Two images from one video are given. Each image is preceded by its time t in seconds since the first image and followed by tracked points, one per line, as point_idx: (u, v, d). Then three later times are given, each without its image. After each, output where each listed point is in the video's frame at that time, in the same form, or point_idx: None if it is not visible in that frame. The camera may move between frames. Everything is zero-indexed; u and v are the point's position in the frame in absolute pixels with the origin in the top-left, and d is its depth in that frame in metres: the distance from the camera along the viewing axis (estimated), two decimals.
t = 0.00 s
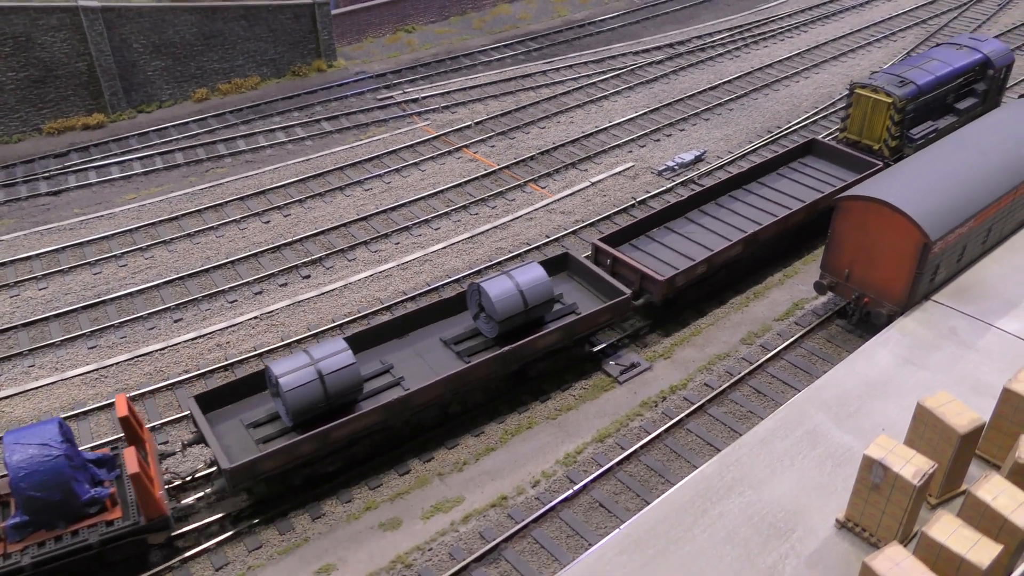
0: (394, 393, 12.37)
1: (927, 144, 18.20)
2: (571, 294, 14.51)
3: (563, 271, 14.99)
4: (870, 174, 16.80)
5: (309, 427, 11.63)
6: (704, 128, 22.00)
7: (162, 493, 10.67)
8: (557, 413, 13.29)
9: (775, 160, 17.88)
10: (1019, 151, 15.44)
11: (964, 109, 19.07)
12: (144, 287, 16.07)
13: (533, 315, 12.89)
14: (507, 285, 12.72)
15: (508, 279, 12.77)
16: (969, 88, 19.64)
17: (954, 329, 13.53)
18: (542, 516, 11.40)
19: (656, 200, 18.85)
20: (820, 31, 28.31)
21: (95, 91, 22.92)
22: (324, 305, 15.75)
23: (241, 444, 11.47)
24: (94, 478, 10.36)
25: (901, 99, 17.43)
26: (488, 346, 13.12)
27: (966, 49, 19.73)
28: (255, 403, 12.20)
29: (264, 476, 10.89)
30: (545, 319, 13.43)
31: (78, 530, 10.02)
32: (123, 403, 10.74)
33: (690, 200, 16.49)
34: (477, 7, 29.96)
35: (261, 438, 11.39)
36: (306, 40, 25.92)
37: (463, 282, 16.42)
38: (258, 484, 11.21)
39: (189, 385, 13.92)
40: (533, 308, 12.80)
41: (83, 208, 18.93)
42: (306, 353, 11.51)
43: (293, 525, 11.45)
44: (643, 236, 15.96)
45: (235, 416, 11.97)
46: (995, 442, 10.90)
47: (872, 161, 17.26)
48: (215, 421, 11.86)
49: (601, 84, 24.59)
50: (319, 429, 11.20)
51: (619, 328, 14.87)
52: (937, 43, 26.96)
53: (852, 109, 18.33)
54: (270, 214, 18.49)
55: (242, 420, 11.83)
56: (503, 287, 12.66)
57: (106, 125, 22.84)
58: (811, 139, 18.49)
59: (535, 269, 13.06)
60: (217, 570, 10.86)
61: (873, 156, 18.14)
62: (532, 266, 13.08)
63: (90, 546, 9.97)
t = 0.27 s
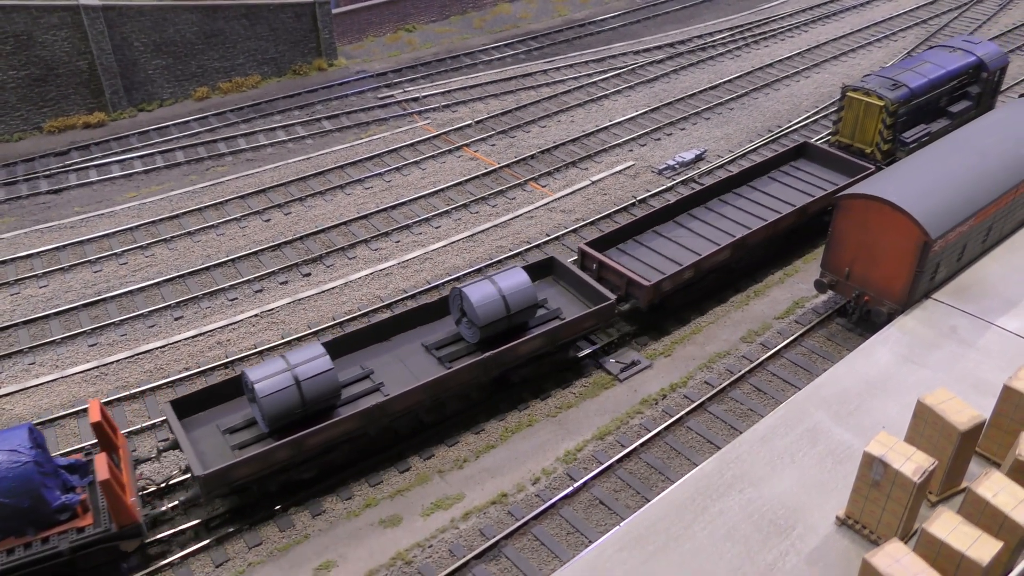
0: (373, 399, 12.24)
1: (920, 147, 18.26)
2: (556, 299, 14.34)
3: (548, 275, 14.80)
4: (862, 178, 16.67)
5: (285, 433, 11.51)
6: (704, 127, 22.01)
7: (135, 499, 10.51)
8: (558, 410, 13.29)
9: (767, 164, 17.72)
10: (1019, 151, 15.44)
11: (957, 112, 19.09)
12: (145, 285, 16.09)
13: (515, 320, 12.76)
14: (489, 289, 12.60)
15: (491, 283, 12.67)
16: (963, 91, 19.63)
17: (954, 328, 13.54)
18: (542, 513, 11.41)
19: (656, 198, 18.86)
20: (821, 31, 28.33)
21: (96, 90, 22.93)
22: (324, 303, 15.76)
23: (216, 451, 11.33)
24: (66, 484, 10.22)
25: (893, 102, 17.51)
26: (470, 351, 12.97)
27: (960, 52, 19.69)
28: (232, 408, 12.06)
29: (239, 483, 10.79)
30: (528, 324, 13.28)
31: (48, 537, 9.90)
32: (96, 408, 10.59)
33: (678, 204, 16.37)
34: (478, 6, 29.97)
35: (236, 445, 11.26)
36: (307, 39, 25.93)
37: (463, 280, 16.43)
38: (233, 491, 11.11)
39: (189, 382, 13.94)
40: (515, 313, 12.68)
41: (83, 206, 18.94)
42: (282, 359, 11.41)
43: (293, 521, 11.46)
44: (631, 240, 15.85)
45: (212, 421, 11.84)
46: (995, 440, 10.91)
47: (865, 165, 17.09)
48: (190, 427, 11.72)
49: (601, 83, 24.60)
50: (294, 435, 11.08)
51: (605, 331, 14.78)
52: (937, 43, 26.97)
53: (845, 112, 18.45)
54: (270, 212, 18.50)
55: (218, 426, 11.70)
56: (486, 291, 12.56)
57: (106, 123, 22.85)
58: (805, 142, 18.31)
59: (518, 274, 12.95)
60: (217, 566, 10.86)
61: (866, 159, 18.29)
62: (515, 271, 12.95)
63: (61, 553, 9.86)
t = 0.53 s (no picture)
0: (348, 407, 12.14)
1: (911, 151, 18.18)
2: (536, 306, 14.27)
3: (530, 282, 14.76)
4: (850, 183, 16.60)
5: (257, 442, 11.41)
6: (705, 126, 21.99)
7: (101, 509, 10.49)
8: (558, 409, 13.28)
9: (755, 168, 17.64)
10: (1019, 150, 15.41)
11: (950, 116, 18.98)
12: (145, 284, 16.08)
13: (493, 328, 12.62)
14: (467, 296, 12.47)
15: (469, 290, 12.54)
16: (955, 94, 19.45)
17: (955, 326, 13.52)
18: (542, 512, 11.39)
19: (657, 197, 18.86)
20: (821, 30, 28.31)
21: (96, 89, 22.92)
22: (324, 301, 15.75)
23: (186, 460, 11.26)
24: (31, 493, 10.19)
25: (883, 106, 17.39)
26: (448, 358, 12.85)
27: (952, 55, 19.52)
28: (204, 416, 12.01)
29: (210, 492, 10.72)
30: (507, 331, 13.10)
31: (11, 547, 9.88)
32: (64, 417, 10.44)
33: (664, 209, 16.32)
34: (478, 5, 29.94)
35: (207, 453, 11.18)
36: (307, 38, 25.91)
37: (463, 278, 16.42)
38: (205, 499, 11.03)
39: (189, 381, 13.93)
40: (493, 321, 12.53)
41: (83, 204, 18.93)
42: (254, 367, 11.31)
43: (293, 520, 11.45)
44: (616, 245, 15.80)
45: (185, 428, 11.78)
46: (996, 438, 10.88)
47: (854, 170, 17.00)
48: (162, 435, 11.67)
49: (601, 82, 24.58)
50: (265, 444, 10.96)
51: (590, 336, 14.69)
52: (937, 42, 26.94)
53: (835, 115, 18.35)
54: (270, 210, 18.49)
55: (189, 434, 11.64)
56: (464, 299, 12.43)
57: (106, 122, 22.83)
58: (794, 146, 18.23)
59: (497, 281, 12.78)
60: (216, 564, 10.84)
61: (857, 163, 18.24)
62: (494, 277, 12.80)
63: (23, 564, 9.86)
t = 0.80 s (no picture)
0: (324, 417, 12.00)
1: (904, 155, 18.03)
2: (518, 314, 14.04)
3: (513, 289, 14.47)
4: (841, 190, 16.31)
5: (229, 454, 11.21)
6: (706, 126, 21.97)
7: (68, 522, 10.37)
8: (560, 409, 13.26)
9: (745, 173, 17.39)
10: (1020, 150, 15.37)
11: (943, 120, 18.82)
12: (146, 284, 16.07)
13: (473, 337, 12.43)
14: (445, 305, 12.31)
15: (447, 299, 12.36)
16: (948, 98, 19.30)
17: (957, 326, 13.49)
18: (544, 512, 11.38)
19: (658, 197, 18.84)
20: (823, 30, 28.27)
21: (97, 89, 22.91)
22: (326, 301, 15.74)
23: (157, 471, 11.07)
24: None
25: (875, 110, 17.23)
26: (426, 368, 12.69)
27: (945, 58, 19.39)
28: (178, 426, 11.81)
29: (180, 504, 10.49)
30: (487, 340, 12.93)
31: None
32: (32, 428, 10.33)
33: (651, 216, 16.03)
34: (479, 5, 29.91)
35: (179, 464, 11.00)
36: (308, 38, 25.90)
37: (465, 278, 16.40)
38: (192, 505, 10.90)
39: (190, 381, 13.92)
40: (473, 330, 12.35)
41: (85, 205, 18.92)
42: (227, 376, 11.11)
43: (295, 520, 11.44)
44: (602, 252, 15.52)
45: (156, 439, 11.58)
46: (999, 438, 10.86)
47: (845, 175, 16.74)
48: (133, 445, 11.47)
49: (603, 82, 24.56)
50: (237, 456, 10.80)
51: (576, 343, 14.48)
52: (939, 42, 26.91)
53: (825, 120, 18.19)
54: (272, 210, 18.48)
55: (162, 444, 11.44)
56: (442, 307, 12.28)
57: (108, 122, 22.83)
58: (785, 150, 17.97)
59: (477, 290, 12.59)
60: (219, 565, 10.84)
61: (847, 168, 18.06)
62: (474, 287, 12.60)
63: None
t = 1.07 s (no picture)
0: (302, 428, 11.74)
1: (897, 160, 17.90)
2: (504, 322, 13.79)
3: (499, 297, 14.26)
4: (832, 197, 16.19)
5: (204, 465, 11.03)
6: (707, 126, 21.96)
7: (39, 534, 10.33)
8: (561, 410, 13.25)
9: (736, 178, 17.22)
10: (1021, 150, 15.35)
11: (936, 124, 18.68)
12: (146, 285, 16.05)
13: (454, 346, 12.22)
14: (427, 313, 12.09)
15: (429, 307, 12.16)
16: (942, 102, 19.16)
17: (959, 327, 13.47)
18: (546, 513, 11.36)
19: (659, 197, 18.83)
20: (824, 30, 28.26)
21: (97, 90, 22.90)
22: (327, 302, 15.72)
23: (131, 482, 10.88)
24: None
25: (867, 115, 17.12)
26: (407, 377, 12.40)
27: (939, 63, 19.27)
28: (152, 437, 11.62)
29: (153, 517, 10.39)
30: (471, 349, 12.73)
31: None
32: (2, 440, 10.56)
33: (640, 222, 15.87)
34: (479, 5, 29.88)
35: (152, 475, 10.80)
36: (309, 39, 25.88)
37: (467, 279, 16.38)
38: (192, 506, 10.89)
39: (191, 382, 13.90)
40: (454, 338, 12.15)
41: (85, 205, 18.91)
42: (202, 387, 10.93)
43: (296, 521, 11.42)
44: (589, 259, 15.34)
45: (131, 449, 11.38)
46: (1001, 439, 10.84)
47: (838, 180, 16.61)
48: (106, 456, 11.26)
49: (604, 82, 24.54)
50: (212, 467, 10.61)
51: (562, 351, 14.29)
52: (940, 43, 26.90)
53: (818, 125, 18.09)
54: (273, 211, 18.46)
55: (136, 456, 11.24)
56: (424, 315, 12.05)
57: (108, 123, 22.81)
58: (777, 155, 17.83)
59: (459, 298, 12.40)
60: (220, 566, 10.82)
61: (840, 173, 17.96)
62: (456, 295, 12.41)
63: None
